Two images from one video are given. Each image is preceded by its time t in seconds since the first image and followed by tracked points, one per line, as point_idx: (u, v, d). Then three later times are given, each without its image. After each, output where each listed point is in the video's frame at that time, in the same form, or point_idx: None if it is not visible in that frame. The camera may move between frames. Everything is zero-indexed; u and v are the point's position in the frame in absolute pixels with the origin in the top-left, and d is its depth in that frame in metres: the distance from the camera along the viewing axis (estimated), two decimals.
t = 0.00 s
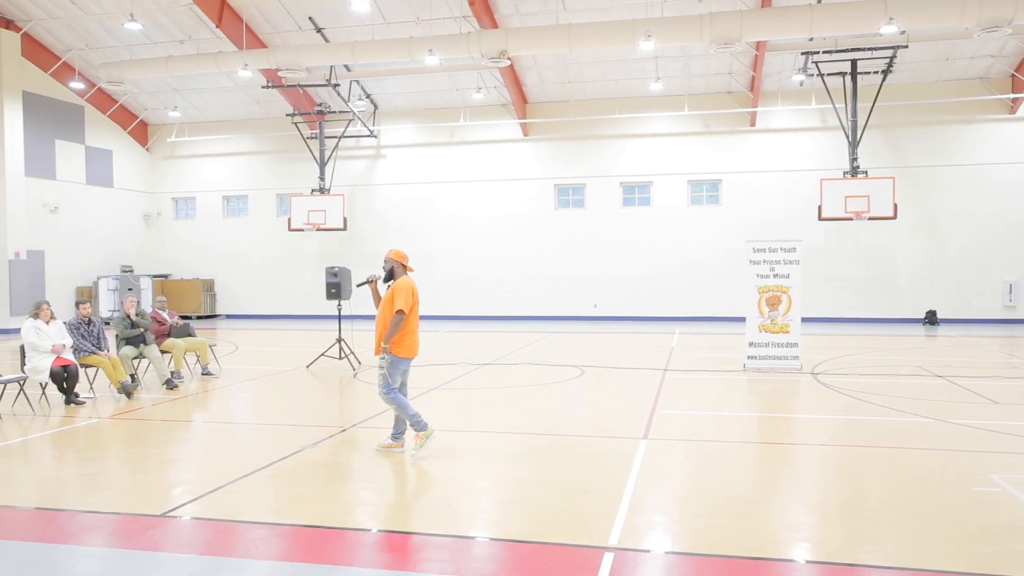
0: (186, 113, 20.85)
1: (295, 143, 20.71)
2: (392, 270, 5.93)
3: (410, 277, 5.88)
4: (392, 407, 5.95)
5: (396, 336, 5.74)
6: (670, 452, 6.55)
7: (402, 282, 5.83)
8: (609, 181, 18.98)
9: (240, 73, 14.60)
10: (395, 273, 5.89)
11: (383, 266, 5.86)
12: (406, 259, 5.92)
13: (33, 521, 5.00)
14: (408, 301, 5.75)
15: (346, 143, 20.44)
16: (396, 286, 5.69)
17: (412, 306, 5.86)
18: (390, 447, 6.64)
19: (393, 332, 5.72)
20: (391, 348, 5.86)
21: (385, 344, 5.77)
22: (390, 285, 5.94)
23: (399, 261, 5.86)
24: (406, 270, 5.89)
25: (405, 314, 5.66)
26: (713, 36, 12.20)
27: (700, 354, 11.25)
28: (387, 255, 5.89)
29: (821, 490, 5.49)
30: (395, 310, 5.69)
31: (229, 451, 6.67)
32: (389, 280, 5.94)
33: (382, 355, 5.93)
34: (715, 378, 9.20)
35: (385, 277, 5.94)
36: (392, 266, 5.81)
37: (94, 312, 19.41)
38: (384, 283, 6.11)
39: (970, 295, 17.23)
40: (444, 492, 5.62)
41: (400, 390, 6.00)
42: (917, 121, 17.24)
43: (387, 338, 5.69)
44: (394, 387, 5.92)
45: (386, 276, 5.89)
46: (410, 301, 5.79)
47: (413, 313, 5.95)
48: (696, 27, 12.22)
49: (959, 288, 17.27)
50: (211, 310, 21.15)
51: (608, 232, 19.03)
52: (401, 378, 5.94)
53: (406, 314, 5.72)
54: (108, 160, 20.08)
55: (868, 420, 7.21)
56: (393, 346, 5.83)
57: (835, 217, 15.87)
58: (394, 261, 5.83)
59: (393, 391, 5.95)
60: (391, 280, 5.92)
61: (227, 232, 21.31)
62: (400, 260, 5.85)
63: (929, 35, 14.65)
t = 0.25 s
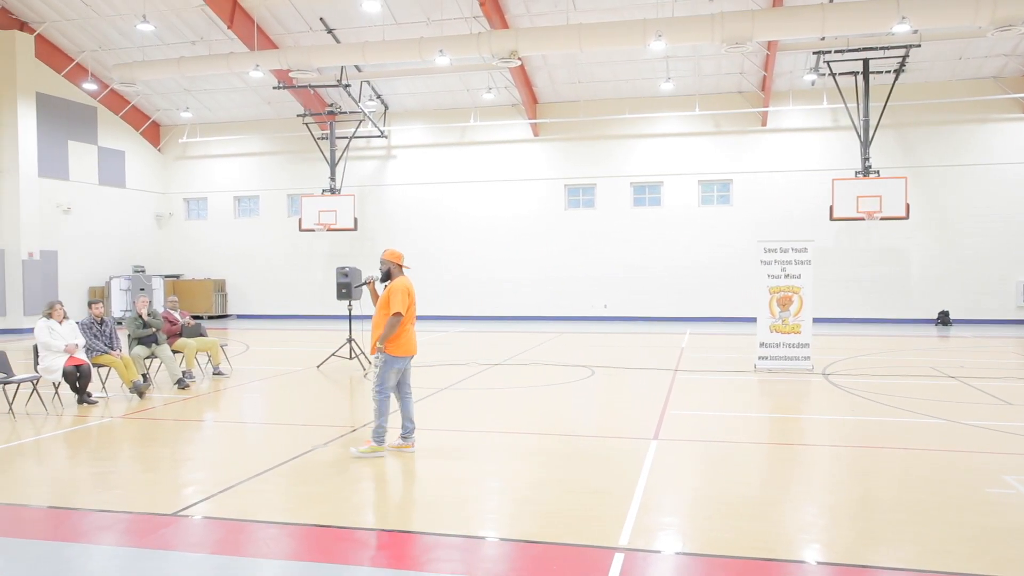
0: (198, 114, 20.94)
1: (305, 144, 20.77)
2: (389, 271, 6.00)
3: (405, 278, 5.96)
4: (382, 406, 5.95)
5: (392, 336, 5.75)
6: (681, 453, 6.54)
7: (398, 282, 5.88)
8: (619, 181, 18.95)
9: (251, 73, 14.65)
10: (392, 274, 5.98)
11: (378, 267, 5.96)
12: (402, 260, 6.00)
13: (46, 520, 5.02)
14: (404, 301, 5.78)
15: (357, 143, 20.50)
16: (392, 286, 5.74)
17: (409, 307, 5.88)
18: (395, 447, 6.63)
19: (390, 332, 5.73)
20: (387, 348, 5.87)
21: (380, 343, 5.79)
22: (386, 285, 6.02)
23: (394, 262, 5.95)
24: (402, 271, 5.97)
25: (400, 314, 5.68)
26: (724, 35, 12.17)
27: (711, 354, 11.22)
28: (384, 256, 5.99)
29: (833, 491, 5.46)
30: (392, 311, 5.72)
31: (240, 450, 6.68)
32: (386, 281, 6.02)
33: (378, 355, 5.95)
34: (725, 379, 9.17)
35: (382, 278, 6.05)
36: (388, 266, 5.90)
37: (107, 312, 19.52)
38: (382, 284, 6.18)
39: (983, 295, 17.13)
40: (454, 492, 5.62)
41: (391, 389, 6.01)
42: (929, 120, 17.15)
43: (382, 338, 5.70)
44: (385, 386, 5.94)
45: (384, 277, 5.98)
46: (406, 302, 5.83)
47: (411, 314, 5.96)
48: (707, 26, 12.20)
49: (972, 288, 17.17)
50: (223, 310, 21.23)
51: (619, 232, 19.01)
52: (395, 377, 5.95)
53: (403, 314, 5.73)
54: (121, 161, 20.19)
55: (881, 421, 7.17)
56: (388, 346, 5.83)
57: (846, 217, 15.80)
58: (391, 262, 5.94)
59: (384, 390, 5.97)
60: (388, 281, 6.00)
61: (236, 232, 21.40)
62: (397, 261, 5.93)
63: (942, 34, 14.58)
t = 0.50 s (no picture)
0: (209, 115, 21.05)
1: (314, 145, 20.85)
2: (382, 274, 6.01)
3: (395, 281, 5.94)
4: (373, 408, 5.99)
5: (377, 340, 5.77)
6: (691, 453, 6.53)
7: (386, 286, 5.86)
8: (629, 181, 18.92)
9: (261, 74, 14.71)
10: (383, 276, 5.98)
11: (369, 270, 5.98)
12: (394, 263, 5.97)
13: (58, 518, 5.06)
14: (390, 306, 5.76)
15: (366, 144, 20.55)
16: (377, 291, 5.74)
17: (397, 311, 5.86)
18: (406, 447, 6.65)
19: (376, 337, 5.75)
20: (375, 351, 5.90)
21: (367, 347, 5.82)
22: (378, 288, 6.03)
23: (384, 265, 5.94)
24: (392, 274, 5.96)
25: (382, 320, 5.67)
26: (734, 35, 12.14)
27: (722, 354, 11.18)
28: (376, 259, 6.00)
29: (843, 492, 5.44)
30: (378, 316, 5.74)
31: (250, 450, 6.71)
32: (378, 283, 6.03)
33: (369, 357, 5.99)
34: (735, 380, 9.13)
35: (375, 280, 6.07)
36: (377, 269, 5.90)
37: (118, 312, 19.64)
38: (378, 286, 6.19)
39: (996, 296, 17.00)
40: (463, 492, 5.63)
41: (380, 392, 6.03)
42: (941, 119, 17.05)
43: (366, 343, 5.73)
44: (376, 389, 5.97)
45: (375, 280, 5.99)
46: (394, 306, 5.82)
47: (402, 317, 5.94)
48: (717, 25, 12.16)
49: (985, 288, 17.04)
50: (233, 310, 21.32)
51: (629, 232, 18.98)
52: (383, 381, 5.96)
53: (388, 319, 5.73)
54: (132, 161, 20.31)
55: (892, 423, 7.14)
56: (376, 349, 5.85)
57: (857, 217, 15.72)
58: (380, 265, 5.93)
59: (375, 394, 6.00)
60: (380, 284, 6.00)
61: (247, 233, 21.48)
62: (386, 264, 5.92)
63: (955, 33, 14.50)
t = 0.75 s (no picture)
0: (220, 116, 21.16)
1: (324, 145, 20.93)
2: (372, 274, 6.04)
3: (383, 280, 5.96)
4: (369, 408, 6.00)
5: (361, 340, 5.80)
6: (702, 454, 6.50)
7: (372, 285, 5.88)
8: (639, 181, 18.88)
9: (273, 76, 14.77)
10: (372, 276, 6.03)
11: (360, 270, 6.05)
12: (382, 262, 5.98)
13: (72, 517, 5.10)
14: (372, 305, 5.77)
15: (377, 144, 20.60)
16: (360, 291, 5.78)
17: (382, 311, 5.87)
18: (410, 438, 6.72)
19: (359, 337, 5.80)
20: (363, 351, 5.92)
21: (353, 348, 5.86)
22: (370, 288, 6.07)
23: (373, 264, 5.98)
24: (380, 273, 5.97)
25: (361, 319, 5.70)
26: (745, 34, 12.10)
27: (733, 355, 11.13)
28: (367, 259, 6.06)
29: (856, 494, 5.41)
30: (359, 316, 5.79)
31: (262, 449, 6.74)
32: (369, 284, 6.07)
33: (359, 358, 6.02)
34: (747, 381, 9.10)
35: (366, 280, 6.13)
36: (365, 269, 5.95)
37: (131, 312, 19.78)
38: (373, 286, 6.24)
39: (1010, 296, 16.86)
40: (473, 492, 5.64)
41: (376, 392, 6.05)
42: (955, 119, 16.92)
43: (350, 342, 5.77)
44: (367, 389, 5.98)
45: (365, 279, 6.04)
46: (376, 305, 5.83)
47: (388, 317, 5.94)
48: (728, 24, 12.12)
49: (999, 288, 16.89)
50: (244, 309, 21.43)
51: (639, 232, 18.93)
52: (374, 380, 5.97)
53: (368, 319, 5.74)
54: (145, 162, 20.45)
55: (905, 424, 7.09)
56: (363, 349, 5.88)
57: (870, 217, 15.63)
58: (370, 264, 5.97)
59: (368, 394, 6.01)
60: (370, 284, 6.05)
61: (257, 233, 21.59)
62: (374, 263, 5.95)
63: (969, 31, 14.39)
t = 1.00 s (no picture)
0: (233, 116, 21.30)
1: (336, 146, 21.01)
2: (371, 274, 6.08)
3: (381, 279, 6.00)
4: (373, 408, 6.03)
5: (358, 340, 5.84)
6: (714, 455, 6.48)
7: (369, 285, 5.92)
8: (651, 181, 18.83)
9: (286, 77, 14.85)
10: (371, 275, 6.07)
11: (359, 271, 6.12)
12: (380, 261, 6.02)
13: (88, 515, 5.14)
14: (367, 305, 5.81)
15: (389, 145, 20.67)
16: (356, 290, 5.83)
17: (377, 311, 5.91)
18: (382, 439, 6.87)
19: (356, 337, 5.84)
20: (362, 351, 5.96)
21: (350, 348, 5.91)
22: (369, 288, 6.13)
23: (370, 263, 6.03)
24: (377, 272, 6.02)
25: (356, 319, 5.74)
26: (757, 33, 12.04)
27: (746, 356, 11.08)
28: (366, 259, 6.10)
29: (870, 496, 5.37)
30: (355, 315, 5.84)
31: (275, 448, 6.78)
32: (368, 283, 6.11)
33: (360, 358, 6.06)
34: (759, 381, 9.05)
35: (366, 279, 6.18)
36: (363, 268, 6.00)
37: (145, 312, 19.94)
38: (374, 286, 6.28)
39: None
40: (484, 492, 5.65)
41: (378, 392, 6.07)
42: (970, 117, 16.76)
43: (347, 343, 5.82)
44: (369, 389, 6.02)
45: (364, 279, 6.09)
46: (372, 304, 5.88)
47: (385, 317, 5.97)
48: (740, 23, 12.06)
49: (1016, 289, 16.71)
50: (257, 309, 21.55)
51: (651, 233, 18.88)
52: (375, 380, 6.00)
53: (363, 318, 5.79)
54: (159, 163, 20.60)
55: (919, 426, 7.03)
56: (361, 349, 5.92)
57: (884, 217, 15.52)
58: (368, 263, 6.01)
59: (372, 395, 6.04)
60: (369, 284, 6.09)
61: (270, 233, 21.70)
62: (371, 262, 6.00)
63: (985, 29, 14.25)
